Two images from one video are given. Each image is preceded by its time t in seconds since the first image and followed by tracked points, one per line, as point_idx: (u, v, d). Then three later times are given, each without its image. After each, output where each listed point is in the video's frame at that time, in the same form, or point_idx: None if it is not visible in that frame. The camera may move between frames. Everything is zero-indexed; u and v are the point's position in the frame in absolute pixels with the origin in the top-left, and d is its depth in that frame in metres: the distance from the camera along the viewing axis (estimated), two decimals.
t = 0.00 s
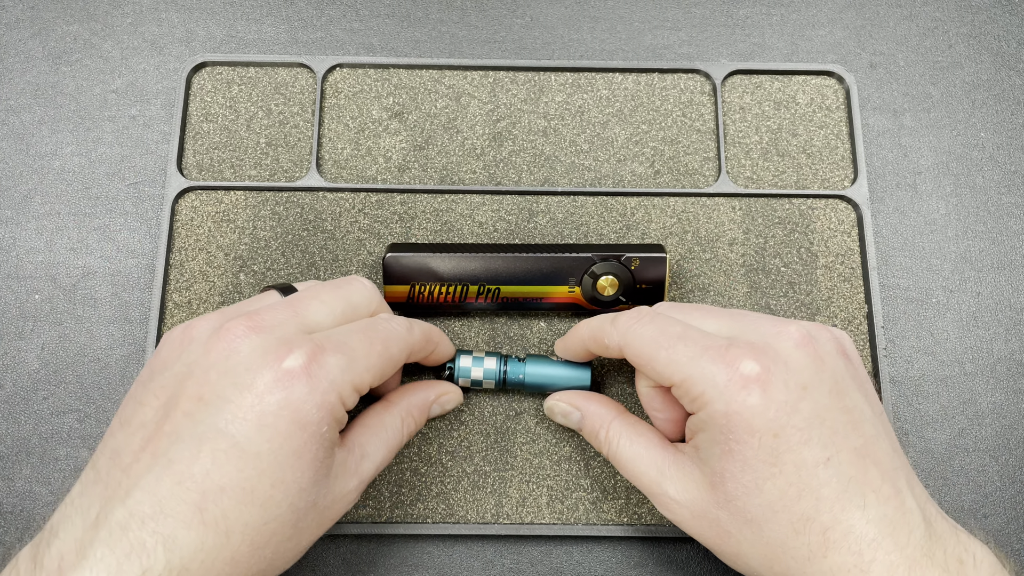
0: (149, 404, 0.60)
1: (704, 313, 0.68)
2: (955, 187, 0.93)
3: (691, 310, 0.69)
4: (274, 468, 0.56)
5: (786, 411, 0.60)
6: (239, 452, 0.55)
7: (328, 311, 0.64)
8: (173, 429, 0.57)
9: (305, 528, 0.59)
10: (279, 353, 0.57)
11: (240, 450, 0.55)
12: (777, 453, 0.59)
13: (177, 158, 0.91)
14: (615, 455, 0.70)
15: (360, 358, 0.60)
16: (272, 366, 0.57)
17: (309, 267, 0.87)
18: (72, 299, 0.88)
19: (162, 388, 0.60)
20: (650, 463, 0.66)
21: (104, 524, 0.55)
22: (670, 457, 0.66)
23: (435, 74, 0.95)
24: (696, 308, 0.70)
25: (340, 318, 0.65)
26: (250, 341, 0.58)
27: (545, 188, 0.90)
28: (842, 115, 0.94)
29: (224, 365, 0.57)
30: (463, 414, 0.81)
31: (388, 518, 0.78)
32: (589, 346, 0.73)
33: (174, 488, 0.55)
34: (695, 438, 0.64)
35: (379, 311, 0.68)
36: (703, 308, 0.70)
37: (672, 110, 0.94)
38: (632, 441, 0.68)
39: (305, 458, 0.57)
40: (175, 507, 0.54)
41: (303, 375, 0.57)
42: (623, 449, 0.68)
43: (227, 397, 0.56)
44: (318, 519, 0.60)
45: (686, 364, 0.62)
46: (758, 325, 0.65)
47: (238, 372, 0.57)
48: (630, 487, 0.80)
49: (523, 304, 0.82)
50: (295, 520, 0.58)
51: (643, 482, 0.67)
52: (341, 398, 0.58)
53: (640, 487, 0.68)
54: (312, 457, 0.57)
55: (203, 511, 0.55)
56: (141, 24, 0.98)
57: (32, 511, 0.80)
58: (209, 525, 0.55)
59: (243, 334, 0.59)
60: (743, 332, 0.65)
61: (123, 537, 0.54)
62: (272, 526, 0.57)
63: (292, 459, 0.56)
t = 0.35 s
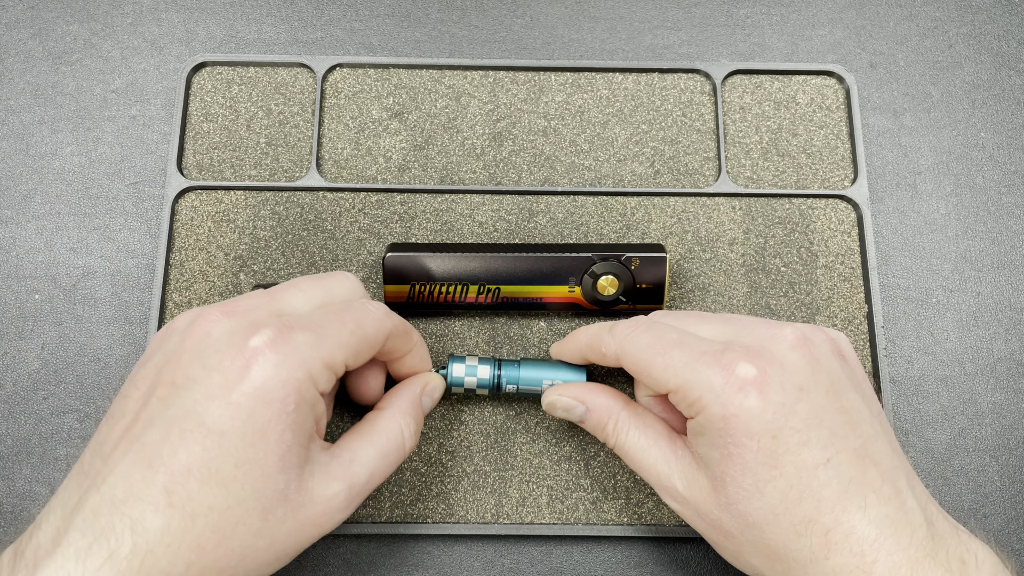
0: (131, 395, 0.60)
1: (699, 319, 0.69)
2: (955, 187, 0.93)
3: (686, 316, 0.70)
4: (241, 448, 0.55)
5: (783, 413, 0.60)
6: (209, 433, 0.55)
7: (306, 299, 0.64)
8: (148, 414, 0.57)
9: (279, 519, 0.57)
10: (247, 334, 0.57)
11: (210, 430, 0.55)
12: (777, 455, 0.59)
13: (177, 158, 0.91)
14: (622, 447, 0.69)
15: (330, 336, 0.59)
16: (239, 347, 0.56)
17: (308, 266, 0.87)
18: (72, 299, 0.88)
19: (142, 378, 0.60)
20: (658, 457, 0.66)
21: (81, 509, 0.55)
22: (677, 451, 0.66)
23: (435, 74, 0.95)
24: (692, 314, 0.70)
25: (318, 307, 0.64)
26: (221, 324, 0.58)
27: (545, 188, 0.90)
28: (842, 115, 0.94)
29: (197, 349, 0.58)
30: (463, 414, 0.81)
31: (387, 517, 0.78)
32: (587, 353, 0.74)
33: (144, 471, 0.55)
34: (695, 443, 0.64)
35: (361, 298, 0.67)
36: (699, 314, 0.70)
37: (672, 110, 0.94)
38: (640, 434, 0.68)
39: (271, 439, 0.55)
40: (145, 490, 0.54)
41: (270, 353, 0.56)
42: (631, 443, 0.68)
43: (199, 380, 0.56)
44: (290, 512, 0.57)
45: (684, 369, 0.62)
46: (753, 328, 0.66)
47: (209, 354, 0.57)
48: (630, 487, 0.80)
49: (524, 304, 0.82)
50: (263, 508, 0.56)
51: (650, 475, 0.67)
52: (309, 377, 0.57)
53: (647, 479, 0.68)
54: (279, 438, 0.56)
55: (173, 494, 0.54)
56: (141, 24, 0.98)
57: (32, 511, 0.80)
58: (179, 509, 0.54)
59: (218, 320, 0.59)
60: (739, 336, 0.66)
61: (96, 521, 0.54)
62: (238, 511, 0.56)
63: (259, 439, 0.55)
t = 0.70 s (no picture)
0: (132, 405, 0.60)
1: (697, 321, 0.69)
2: (955, 187, 0.93)
3: (684, 317, 0.70)
4: (256, 456, 0.56)
5: (781, 415, 0.60)
6: (223, 441, 0.55)
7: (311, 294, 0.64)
8: (155, 424, 0.57)
9: (291, 532, 0.58)
10: (262, 342, 0.58)
11: (224, 439, 0.55)
12: (774, 457, 0.60)
13: (177, 158, 0.91)
14: (610, 470, 0.69)
15: (343, 336, 0.60)
16: (255, 355, 0.57)
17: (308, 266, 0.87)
18: (72, 299, 0.88)
19: (143, 388, 0.60)
20: (647, 475, 0.66)
21: (80, 523, 0.54)
22: (667, 465, 0.66)
23: (435, 74, 0.95)
24: (689, 315, 0.70)
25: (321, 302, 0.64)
26: (233, 333, 0.59)
27: (545, 188, 0.90)
28: (842, 115, 0.94)
29: (208, 359, 0.58)
30: (463, 414, 0.81)
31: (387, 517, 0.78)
32: (580, 343, 0.74)
33: (153, 483, 0.54)
34: (693, 446, 0.64)
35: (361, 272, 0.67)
36: (696, 315, 0.70)
37: (673, 110, 0.94)
38: (627, 454, 0.67)
39: (289, 447, 0.56)
40: (154, 501, 0.54)
41: (285, 361, 0.57)
42: (619, 464, 0.68)
43: (211, 388, 0.57)
44: (302, 523, 0.58)
45: (682, 371, 0.62)
46: (751, 330, 0.66)
47: (222, 362, 0.58)
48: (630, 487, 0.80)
49: (523, 304, 0.82)
50: (277, 518, 0.57)
51: (642, 494, 0.67)
52: (326, 384, 0.58)
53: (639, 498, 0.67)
54: (296, 446, 0.57)
55: (184, 505, 0.54)
56: (141, 24, 0.98)
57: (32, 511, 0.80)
58: (189, 520, 0.54)
59: (228, 328, 0.60)
60: (736, 338, 0.66)
61: (99, 536, 0.53)
62: (251, 521, 0.56)
63: (275, 447, 0.56)
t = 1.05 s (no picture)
0: (158, 407, 0.59)
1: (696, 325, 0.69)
2: (955, 187, 0.93)
3: (683, 325, 0.70)
4: (284, 471, 0.55)
5: (777, 417, 0.60)
6: (251, 454, 0.55)
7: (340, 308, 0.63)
8: (183, 431, 0.56)
9: (315, 537, 0.58)
10: (291, 355, 0.57)
11: (252, 452, 0.55)
12: (770, 459, 0.59)
13: (177, 158, 0.91)
14: (614, 453, 0.69)
15: (370, 352, 0.59)
16: (283, 368, 0.57)
17: (309, 266, 0.87)
18: (72, 299, 0.88)
19: (170, 391, 0.60)
20: (650, 461, 0.66)
21: (112, 528, 0.54)
22: (670, 456, 0.66)
23: (435, 74, 0.95)
24: (688, 322, 0.70)
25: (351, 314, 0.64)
26: (261, 344, 0.58)
27: (545, 188, 0.90)
28: (842, 115, 0.94)
29: (235, 368, 0.57)
30: (463, 414, 0.81)
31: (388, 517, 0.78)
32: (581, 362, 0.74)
33: (183, 491, 0.54)
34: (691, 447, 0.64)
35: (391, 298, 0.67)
36: (696, 321, 0.70)
37: (672, 110, 0.94)
38: (632, 439, 0.68)
39: (313, 463, 0.56)
40: (185, 510, 0.54)
41: (313, 376, 0.56)
42: (623, 448, 0.68)
43: (240, 399, 0.56)
44: (327, 529, 0.59)
45: (679, 375, 0.62)
46: (749, 332, 0.66)
47: (249, 373, 0.57)
48: (629, 487, 0.80)
49: (524, 304, 0.82)
50: (304, 528, 0.57)
51: (644, 480, 0.67)
52: (352, 400, 0.58)
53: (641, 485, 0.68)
54: (321, 460, 0.56)
55: (213, 515, 0.54)
56: (141, 24, 0.98)
57: (32, 511, 0.80)
58: (219, 530, 0.54)
59: (254, 336, 0.59)
60: (735, 341, 0.66)
61: (130, 541, 0.53)
62: (279, 532, 0.56)
63: (301, 462, 0.56)
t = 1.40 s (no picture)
0: (120, 419, 0.56)
1: (695, 323, 0.69)
2: (955, 187, 0.93)
3: (684, 320, 0.70)
4: (251, 508, 0.53)
5: (779, 416, 0.60)
6: (219, 486, 0.53)
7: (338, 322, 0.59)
8: (147, 454, 0.54)
9: None
10: (282, 383, 0.55)
11: (221, 483, 0.53)
12: (771, 458, 0.60)
13: (177, 158, 0.91)
14: (608, 467, 0.68)
15: (373, 396, 0.56)
16: (271, 398, 0.54)
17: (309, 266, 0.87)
18: (72, 299, 0.88)
19: (137, 402, 0.57)
20: (645, 472, 0.66)
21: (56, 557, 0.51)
22: (665, 464, 0.65)
23: (435, 74, 0.95)
24: (689, 318, 0.70)
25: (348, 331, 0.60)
26: (249, 367, 0.56)
27: (545, 188, 0.90)
28: (842, 115, 0.94)
29: (218, 391, 0.55)
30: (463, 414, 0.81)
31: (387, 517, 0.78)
32: (581, 344, 0.73)
33: (138, 520, 0.51)
34: (690, 446, 0.63)
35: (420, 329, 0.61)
36: (697, 317, 0.70)
37: (672, 110, 0.94)
38: (625, 450, 0.67)
39: (285, 504, 0.54)
40: (136, 543, 0.51)
41: (302, 413, 0.54)
42: (616, 460, 0.67)
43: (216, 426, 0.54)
44: None
45: (679, 370, 0.62)
46: (751, 332, 0.66)
47: (231, 396, 0.55)
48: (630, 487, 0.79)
49: (523, 304, 0.82)
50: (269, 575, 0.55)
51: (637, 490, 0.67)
52: (337, 440, 0.56)
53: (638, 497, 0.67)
54: (294, 501, 0.54)
55: (168, 551, 0.51)
56: (141, 24, 0.98)
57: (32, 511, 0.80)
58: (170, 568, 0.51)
59: (242, 356, 0.56)
60: (736, 339, 0.66)
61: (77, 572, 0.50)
62: None
63: (271, 501, 0.53)
